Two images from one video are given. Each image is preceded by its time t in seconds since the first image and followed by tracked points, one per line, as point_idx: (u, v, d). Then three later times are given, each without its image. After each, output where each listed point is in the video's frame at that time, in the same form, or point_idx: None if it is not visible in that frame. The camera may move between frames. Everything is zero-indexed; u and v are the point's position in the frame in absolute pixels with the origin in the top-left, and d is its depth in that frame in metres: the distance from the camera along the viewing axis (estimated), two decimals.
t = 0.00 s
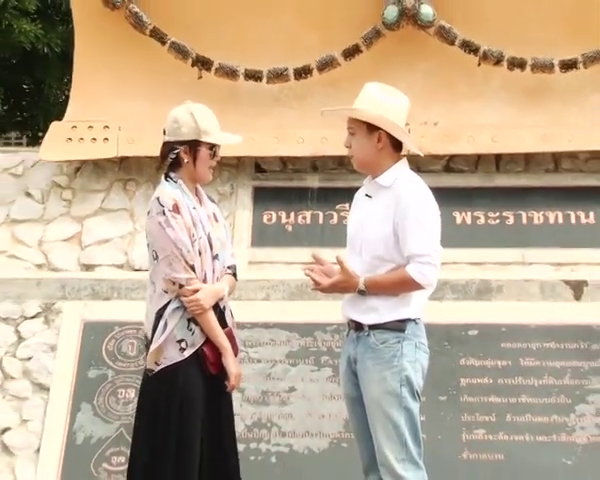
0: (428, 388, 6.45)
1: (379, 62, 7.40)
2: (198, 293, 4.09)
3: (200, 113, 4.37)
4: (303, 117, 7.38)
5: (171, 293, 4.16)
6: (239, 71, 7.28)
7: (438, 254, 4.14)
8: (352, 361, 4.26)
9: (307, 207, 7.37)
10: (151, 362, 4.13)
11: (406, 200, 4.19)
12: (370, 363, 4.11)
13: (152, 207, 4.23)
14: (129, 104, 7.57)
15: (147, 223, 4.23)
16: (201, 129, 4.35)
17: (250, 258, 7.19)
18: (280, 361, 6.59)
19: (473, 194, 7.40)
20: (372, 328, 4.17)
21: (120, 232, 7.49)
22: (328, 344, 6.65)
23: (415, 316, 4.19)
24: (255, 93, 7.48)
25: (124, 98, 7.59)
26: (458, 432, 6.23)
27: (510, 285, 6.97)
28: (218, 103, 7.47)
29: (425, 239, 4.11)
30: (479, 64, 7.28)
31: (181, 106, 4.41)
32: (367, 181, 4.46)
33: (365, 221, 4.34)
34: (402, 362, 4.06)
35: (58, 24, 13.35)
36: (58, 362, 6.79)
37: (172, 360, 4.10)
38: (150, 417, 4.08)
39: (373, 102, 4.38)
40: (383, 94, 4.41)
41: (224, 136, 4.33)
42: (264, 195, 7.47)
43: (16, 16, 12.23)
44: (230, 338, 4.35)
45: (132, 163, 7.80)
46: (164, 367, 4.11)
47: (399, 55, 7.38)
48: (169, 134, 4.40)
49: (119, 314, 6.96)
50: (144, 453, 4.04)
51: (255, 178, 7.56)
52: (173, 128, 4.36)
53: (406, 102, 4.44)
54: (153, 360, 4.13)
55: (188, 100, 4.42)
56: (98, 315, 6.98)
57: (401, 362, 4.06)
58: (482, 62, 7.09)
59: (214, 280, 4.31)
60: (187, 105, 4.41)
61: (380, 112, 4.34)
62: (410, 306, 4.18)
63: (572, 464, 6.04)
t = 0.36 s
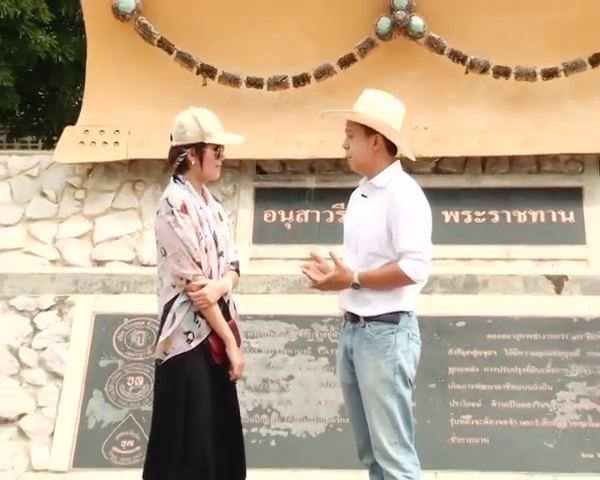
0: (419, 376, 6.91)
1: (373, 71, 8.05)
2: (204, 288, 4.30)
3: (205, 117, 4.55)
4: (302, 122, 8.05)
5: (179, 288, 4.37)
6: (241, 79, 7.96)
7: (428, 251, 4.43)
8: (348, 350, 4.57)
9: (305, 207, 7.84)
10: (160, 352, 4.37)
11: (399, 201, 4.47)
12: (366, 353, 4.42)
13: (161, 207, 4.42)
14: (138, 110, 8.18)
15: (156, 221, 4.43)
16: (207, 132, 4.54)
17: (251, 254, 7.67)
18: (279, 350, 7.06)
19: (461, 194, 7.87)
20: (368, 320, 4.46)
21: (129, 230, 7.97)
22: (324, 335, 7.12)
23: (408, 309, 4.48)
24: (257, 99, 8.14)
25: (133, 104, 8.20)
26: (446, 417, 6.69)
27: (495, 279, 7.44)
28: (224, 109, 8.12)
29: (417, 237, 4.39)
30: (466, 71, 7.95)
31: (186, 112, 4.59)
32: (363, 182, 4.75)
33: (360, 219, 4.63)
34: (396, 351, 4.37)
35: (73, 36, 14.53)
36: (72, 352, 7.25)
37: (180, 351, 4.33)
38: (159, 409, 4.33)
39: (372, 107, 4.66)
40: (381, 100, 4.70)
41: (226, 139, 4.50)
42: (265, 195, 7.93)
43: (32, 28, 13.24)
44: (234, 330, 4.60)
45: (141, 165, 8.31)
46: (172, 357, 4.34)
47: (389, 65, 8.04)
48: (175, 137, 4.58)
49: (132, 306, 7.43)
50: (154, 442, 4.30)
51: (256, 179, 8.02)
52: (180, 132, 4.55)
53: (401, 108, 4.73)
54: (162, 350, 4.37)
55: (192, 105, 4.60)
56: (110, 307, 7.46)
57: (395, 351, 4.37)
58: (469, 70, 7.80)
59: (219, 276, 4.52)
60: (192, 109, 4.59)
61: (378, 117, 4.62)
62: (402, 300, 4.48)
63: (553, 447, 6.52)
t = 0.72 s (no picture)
0: (408, 365, 7.40)
1: (362, 79, 8.64)
2: (206, 284, 4.69)
3: (205, 123, 4.96)
4: (296, 128, 8.64)
5: (182, 284, 4.77)
6: (239, 87, 8.59)
7: (414, 250, 4.83)
8: (342, 342, 5.00)
9: (299, 207, 8.32)
10: (164, 343, 4.76)
11: (389, 203, 4.89)
12: (358, 344, 4.85)
13: (165, 208, 4.84)
14: (141, 117, 8.78)
15: (161, 222, 4.85)
16: (207, 137, 4.94)
17: (248, 252, 8.17)
18: (275, 342, 7.53)
19: (446, 195, 8.37)
20: (359, 312, 4.89)
21: (133, 229, 8.47)
22: (317, 328, 7.58)
23: (397, 303, 4.90)
24: (254, 106, 8.72)
25: (137, 111, 8.81)
26: (431, 405, 7.19)
27: (478, 276, 7.92)
28: (224, 116, 8.71)
29: (403, 236, 4.81)
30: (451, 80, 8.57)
31: (187, 119, 5.00)
32: (357, 186, 5.19)
33: (354, 220, 5.05)
34: (386, 343, 4.79)
35: (80, 46, 16.60)
36: (79, 344, 7.72)
37: (182, 343, 4.73)
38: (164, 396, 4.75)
39: (363, 116, 5.05)
40: (369, 109, 5.10)
41: (223, 143, 4.88)
42: (261, 196, 8.42)
43: (43, 40, 15.36)
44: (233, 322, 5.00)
45: (145, 169, 8.82)
46: (176, 348, 4.74)
47: (378, 75, 8.65)
48: (178, 142, 4.99)
49: (137, 301, 7.89)
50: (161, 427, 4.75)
51: (253, 181, 8.52)
52: (181, 137, 4.96)
53: (388, 115, 5.14)
54: (166, 342, 4.76)
55: (193, 113, 5.01)
56: (117, 300, 7.94)
57: (386, 343, 4.79)
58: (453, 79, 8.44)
59: (219, 273, 4.91)
60: (192, 117, 4.99)
61: (369, 126, 5.03)
62: (390, 294, 4.89)
63: (532, 432, 7.01)
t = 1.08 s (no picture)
0: (395, 359, 7.78)
1: (352, 89, 9.25)
2: (206, 281, 4.87)
3: (204, 129, 5.11)
4: (290, 134, 9.22)
5: (183, 281, 4.94)
6: (236, 95, 9.17)
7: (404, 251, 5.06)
8: (332, 336, 5.23)
9: (293, 208, 8.87)
10: (166, 337, 4.94)
11: (380, 205, 5.11)
12: (347, 338, 5.07)
13: (166, 208, 5.01)
14: (144, 124, 9.36)
15: (162, 222, 5.02)
16: (205, 142, 5.10)
17: (245, 251, 8.66)
18: (270, 336, 7.98)
19: (431, 198, 8.92)
20: (350, 309, 5.10)
21: (137, 229, 9.03)
22: (310, 322, 8.04)
23: (386, 301, 5.11)
24: (251, 114, 9.30)
25: (140, 119, 9.39)
26: (417, 395, 7.54)
27: (461, 273, 8.41)
28: (222, 122, 9.30)
29: (396, 238, 5.03)
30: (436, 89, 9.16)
31: (187, 125, 5.16)
32: (345, 189, 5.39)
33: (344, 221, 5.26)
34: (374, 337, 5.00)
35: (86, 57, 18.00)
36: (86, 338, 8.12)
37: (183, 337, 4.90)
38: (163, 389, 4.89)
39: (351, 126, 5.23)
40: (358, 117, 5.29)
41: (221, 148, 5.06)
42: (258, 198, 8.96)
43: (52, 51, 16.71)
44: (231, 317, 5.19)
45: (147, 173, 9.40)
46: (177, 342, 4.91)
47: (367, 84, 9.25)
48: (178, 147, 5.15)
49: (139, 297, 8.35)
50: (158, 418, 4.87)
51: (250, 184, 9.06)
52: (182, 143, 5.12)
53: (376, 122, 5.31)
54: (168, 336, 4.94)
55: (192, 119, 5.17)
56: (121, 296, 8.40)
57: (373, 337, 5.00)
58: (438, 88, 9.06)
59: (218, 270, 5.10)
60: (192, 123, 5.15)
61: (357, 135, 5.21)
62: (382, 294, 5.09)
63: (512, 421, 7.37)
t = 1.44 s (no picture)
0: (384, 352, 8.19)
1: (342, 97, 9.91)
2: (205, 278, 5.23)
3: (203, 135, 5.51)
4: (285, 140, 9.83)
5: (183, 279, 5.29)
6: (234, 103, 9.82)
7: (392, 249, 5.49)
8: (324, 331, 5.64)
9: (287, 210, 9.40)
10: (167, 332, 5.28)
11: (368, 206, 5.54)
12: (338, 332, 5.48)
13: (168, 210, 5.36)
14: (147, 130, 9.94)
15: (164, 222, 5.36)
16: (205, 147, 5.49)
17: (242, 251, 9.18)
18: (266, 331, 8.46)
19: (418, 200, 9.43)
20: (340, 304, 5.52)
21: (141, 229, 9.60)
22: (304, 317, 8.55)
23: (375, 297, 5.52)
24: (247, 121, 9.92)
25: (143, 125, 9.96)
26: (405, 387, 7.94)
27: (446, 272, 8.89)
28: (221, 129, 9.91)
29: (384, 236, 5.47)
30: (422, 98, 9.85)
31: (187, 132, 5.55)
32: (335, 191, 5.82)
33: (334, 221, 5.69)
34: (364, 331, 5.42)
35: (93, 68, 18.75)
36: (92, 332, 8.60)
37: (184, 331, 5.26)
38: (165, 380, 5.26)
39: (343, 131, 5.66)
40: (349, 124, 5.72)
41: (220, 152, 5.46)
42: (254, 200, 9.51)
43: (60, 62, 17.52)
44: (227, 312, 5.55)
45: (150, 177, 9.99)
46: (178, 337, 5.27)
47: (356, 92, 9.91)
48: (179, 153, 5.54)
49: (141, 295, 8.85)
50: (160, 408, 5.25)
51: (247, 187, 9.62)
52: (182, 148, 5.50)
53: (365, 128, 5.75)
54: (169, 332, 5.29)
55: (191, 126, 5.56)
56: (126, 293, 8.92)
57: (363, 332, 5.41)
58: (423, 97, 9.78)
59: (217, 268, 5.47)
60: (191, 130, 5.55)
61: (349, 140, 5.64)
62: (372, 289, 5.51)
63: (495, 410, 7.75)
